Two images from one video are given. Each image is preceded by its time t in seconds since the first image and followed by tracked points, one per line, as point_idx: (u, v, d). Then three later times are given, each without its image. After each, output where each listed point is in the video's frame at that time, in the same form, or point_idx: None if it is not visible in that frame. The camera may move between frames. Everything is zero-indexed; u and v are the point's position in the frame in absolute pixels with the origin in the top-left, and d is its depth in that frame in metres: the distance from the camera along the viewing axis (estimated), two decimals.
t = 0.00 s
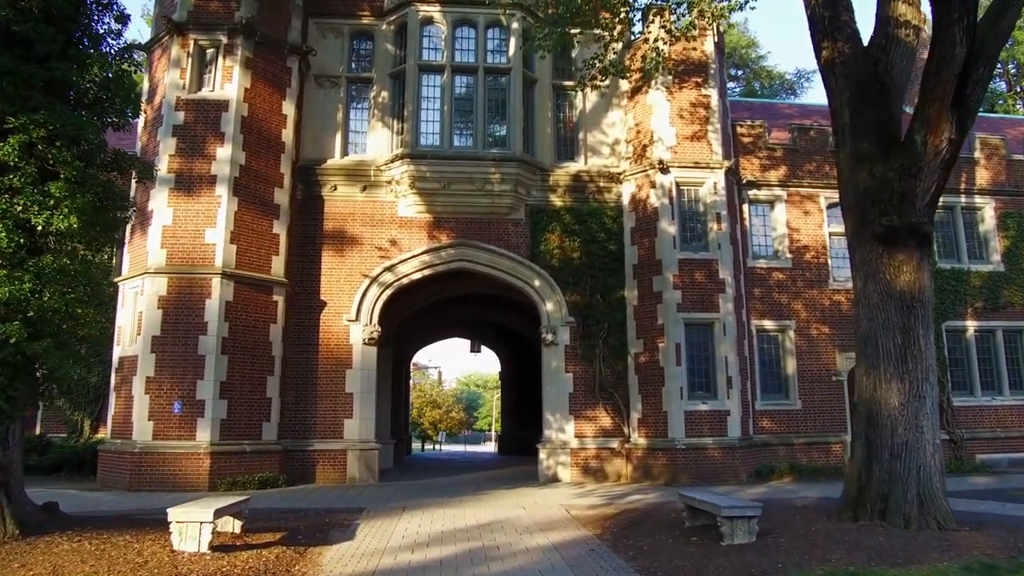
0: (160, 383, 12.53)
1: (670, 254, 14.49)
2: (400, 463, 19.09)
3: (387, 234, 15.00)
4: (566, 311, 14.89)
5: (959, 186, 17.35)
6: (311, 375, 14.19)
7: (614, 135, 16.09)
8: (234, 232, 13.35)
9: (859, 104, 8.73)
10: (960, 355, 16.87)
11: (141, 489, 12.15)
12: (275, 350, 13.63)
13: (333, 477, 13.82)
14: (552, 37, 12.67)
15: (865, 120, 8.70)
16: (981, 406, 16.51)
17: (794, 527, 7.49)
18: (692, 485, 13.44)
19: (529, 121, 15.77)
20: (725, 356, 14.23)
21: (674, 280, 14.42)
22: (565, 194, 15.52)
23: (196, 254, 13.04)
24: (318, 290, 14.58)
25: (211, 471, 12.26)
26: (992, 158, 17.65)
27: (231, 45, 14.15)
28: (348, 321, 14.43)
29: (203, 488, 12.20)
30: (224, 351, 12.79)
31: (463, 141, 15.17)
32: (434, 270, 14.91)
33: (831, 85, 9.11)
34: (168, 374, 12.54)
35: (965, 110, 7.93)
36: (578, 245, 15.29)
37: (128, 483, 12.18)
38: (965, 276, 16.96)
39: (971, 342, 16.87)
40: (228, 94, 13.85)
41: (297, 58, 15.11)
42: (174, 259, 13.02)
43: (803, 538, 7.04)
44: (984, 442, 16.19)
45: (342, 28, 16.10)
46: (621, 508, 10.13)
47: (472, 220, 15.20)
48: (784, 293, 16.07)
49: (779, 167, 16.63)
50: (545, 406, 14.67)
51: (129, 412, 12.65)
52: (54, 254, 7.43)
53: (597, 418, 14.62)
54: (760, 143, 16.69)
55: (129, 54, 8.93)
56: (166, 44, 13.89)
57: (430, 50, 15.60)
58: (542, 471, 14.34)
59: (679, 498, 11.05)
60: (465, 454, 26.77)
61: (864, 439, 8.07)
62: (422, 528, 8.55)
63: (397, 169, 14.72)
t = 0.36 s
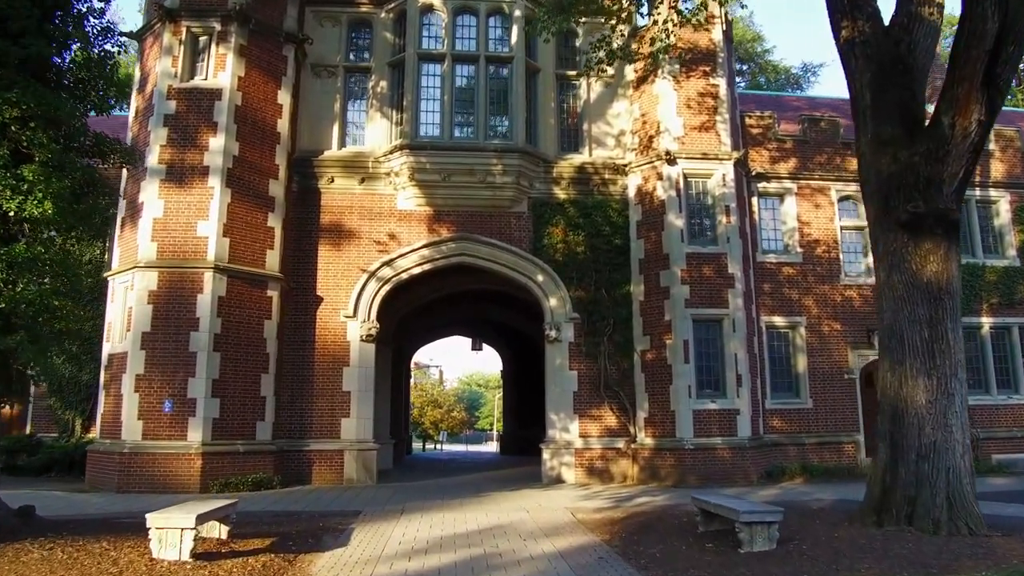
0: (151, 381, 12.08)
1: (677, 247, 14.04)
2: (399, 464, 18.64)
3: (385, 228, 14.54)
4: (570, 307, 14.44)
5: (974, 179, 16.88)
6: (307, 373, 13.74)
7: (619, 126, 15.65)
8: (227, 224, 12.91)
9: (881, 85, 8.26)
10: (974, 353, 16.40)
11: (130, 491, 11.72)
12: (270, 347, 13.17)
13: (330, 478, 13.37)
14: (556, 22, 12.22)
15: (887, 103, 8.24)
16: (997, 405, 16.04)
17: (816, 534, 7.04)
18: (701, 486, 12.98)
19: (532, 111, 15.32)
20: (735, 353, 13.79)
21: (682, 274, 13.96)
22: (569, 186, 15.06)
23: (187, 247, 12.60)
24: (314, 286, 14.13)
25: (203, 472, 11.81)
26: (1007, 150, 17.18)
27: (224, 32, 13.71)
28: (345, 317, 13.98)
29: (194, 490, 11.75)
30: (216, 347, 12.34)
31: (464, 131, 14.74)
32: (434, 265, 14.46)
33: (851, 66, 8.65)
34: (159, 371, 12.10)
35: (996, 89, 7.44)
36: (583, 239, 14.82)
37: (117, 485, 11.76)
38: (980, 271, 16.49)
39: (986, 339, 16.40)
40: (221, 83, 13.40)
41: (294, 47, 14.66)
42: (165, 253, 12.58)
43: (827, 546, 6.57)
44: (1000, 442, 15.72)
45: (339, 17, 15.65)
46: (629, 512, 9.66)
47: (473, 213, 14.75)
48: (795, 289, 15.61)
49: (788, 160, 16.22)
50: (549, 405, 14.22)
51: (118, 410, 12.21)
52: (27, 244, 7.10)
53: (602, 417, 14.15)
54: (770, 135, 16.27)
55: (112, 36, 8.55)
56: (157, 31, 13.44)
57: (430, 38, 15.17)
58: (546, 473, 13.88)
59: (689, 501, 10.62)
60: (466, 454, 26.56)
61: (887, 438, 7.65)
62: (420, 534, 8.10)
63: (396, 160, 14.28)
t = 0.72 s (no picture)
0: (139, 379, 11.63)
1: (685, 241, 13.58)
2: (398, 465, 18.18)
3: (383, 221, 14.08)
4: (574, 303, 13.98)
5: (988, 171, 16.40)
6: (301, 371, 13.29)
7: (624, 117, 15.20)
8: (219, 217, 12.45)
9: (905, 65, 7.79)
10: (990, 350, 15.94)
11: (117, 493, 11.28)
12: (263, 344, 12.70)
13: (325, 480, 12.91)
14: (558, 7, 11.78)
15: (911, 84, 7.78)
16: (1013, 404, 15.57)
17: (838, 542, 6.59)
18: (710, 488, 12.53)
19: (534, 101, 14.88)
20: (744, 351, 13.34)
21: (689, 269, 13.50)
22: (572, 178, 14.60)
23: (178, 240, 12.16)
24: (309, 281, 13.67)
25: (192, 473, 11.36)
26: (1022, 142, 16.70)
27: (216, 19, 13.27)
28: (341, 313, 13.52)
29: (183, 492, 11.31)
30: (207, 344, 11.88)
31: (464, 122, 14.29)
32: (433, 259, 14.00)
33: (871, 45, 8.17)
34: (147, 369, 11.66)
35: None
36: (587, 233, 14.36)
37: (103, 486, 11.31)
38: (995, 266, 16.02)
39: (1001, 336, 15.94)
40: (213, 71, 12.95)
41: (289, 35, 14.20)
42: (154, 246, 12.14)
43: (852, 555, 6.12)
44: (1017, 442, 15.26)
45: (336, 4, 15.19)
46: (636, 516, 9.20)
47: (474, 206, 14.30)
48: (805, 285, 15.15)
49: (799, 152, 15.77)
50: (551, 404, 13.76)
51: (105, 409, 11.77)
52: None
53: (606, 417, 13.70)
54: (779, 126, 15.81)
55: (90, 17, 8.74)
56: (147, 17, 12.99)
57: (430, 27, 14.73)
58: (549, 474, 13.42)
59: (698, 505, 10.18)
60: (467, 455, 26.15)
61: (915, 438, 7.23)
62: (417, 539, 7.66)
63: (394, 151, 13.83)
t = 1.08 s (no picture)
0: (130, 378, 11.15)
1: (698, 235, 13.07)
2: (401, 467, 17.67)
3: (385, 215, 13.59)
4: (582, 299, 13.48)
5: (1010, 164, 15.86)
6: (300, 370, 12.80)
7: (634, 108, 14.70)
8: (214, 210, 11.96)
9: (942, 43, 7.23)
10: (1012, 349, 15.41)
11: (107, 497, 10.79)
12: (260, 343, 12.20)
13: (325, 483, 12.40)
14: None
15: (949, 62, 7.21)
16: None
17: (876, 555, 6.08)
18: (725, 492, 12.02)
19: (540, 92, 14.39)
20: (760, 349, 12.83)
21: (703, 264, 12.98)
22: (581, 170, 14.10)
23: (171, 234, 11.69)
24: (308, 277, 13.18)
25: (186, 477, 10.87)
26: None
27: (211, 5, 12.79)
28: (341, 310, 13.02)
29: (176, 497, 10.81)
30: (201, 342, 11.38)
31: (469, 112, 13.79)
32: (436, 254, 13.50)
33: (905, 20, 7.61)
34: (139, 368, 11.17)
35: None
36: (596, 227, 13.85)
37: (93, 491, 10.82)
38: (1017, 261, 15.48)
39: None
40: (207, 58, 12.47)
41: (286, 22, 13.71)
42: (147, 240, 11.66)
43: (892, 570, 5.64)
44: None
45: None
46: (651, 524, 8.70)
47: (479, 199, 13.80)
48: (822, 281, 14.63)
49: (814, 143, 15.25)
50: (559, 404, 13.26)
51: (96, 409, 11.29)
52: None
53: (617, 418, 13.19)
54: (794, 117, 15.31)
55: None
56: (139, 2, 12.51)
57: (432, 14, 14.24)
58: (557, 477, 12.91)
59: (714, 511, 9.69)
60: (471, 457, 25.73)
61: (956, 439, 6.96)
62: (421, 549, 7.16)
63: (396, 143, 13.33)
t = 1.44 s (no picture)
0: (122, 375, 10.77)
1: (709, 227, 12.65)
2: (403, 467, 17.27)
3: (385, 207, 13.19)
4: (589, 294, 13.07)
5: None
6: (298, 367, 12.40)
7: (641, 97, 14.29)
8: (209, 201, 11.57)
9: (974, 18, 6.89)
10: None
11: (97, 498, 10.41)
12: (257, 338, 11.81)
13: (323, 483, 12.01)
14: None
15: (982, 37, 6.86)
16: None
17: (910, 561, 5.68)
18: (738, 492, 11.60)
19: (545, 80, 13.99)
20: (773, 345, 12.42)
21: (714, 257, 12.56)
22: (587, 161, 13.69)
23: (164, 226, 11.31)
24: (307, 271, 12.80)
25: (179, 477, 10.47)
26: None
27: None
28: (341, 304, 12.62)
29: (169, 497, 10.42)
30: (196, 337, 10.98)
31: (472, 101, 13.39)
32: (438, 248, 13.10)
33: None
34: (131, 364, 10.79)
35: None
36: (603, 220, 13.45)
37: (83, 491, 10.44)
38: None
39: None
40: (202, 45, 12.09)
41: (284, 9, 13.33)
42: (140, 232, 11.28)
43: None
44: None
45: None
46: (665, 526, 8.30)
47: (482, 191, 13.41)
48: (835, 275, 14.20)
49: (827, 133, 14.83)
50: (566, 402, 12.85)
51: (87, 407, 10.91)
52: None
53: (625, 416, 12.78)
54: (807, 107, 14.90)
55: None
56: None
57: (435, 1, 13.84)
58: (563, 477, 12.50)
59: (729, 512, 9.30)
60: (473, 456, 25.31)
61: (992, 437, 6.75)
62: (422, 553, 6.76)
63: (397, 133, 12.94)
